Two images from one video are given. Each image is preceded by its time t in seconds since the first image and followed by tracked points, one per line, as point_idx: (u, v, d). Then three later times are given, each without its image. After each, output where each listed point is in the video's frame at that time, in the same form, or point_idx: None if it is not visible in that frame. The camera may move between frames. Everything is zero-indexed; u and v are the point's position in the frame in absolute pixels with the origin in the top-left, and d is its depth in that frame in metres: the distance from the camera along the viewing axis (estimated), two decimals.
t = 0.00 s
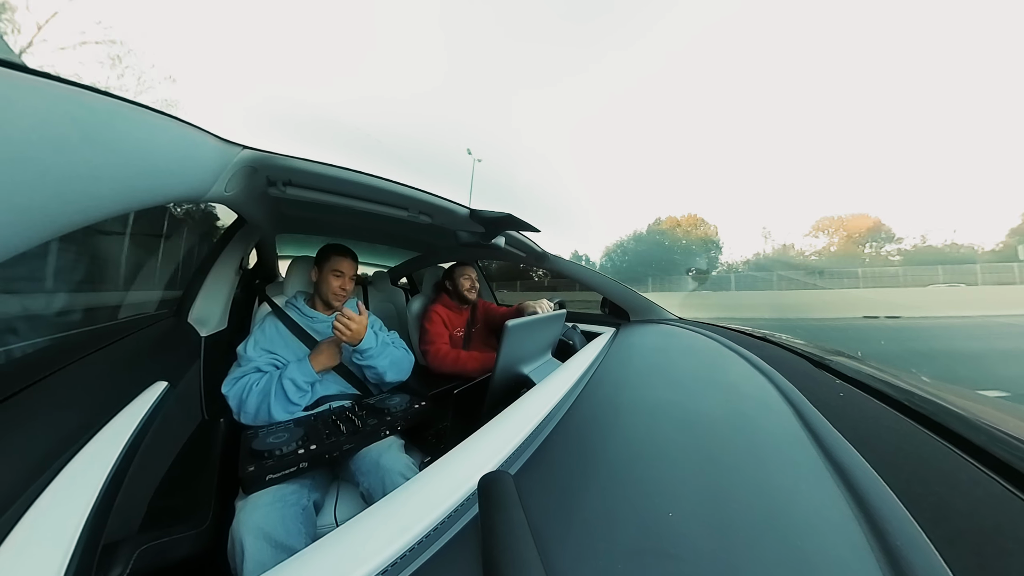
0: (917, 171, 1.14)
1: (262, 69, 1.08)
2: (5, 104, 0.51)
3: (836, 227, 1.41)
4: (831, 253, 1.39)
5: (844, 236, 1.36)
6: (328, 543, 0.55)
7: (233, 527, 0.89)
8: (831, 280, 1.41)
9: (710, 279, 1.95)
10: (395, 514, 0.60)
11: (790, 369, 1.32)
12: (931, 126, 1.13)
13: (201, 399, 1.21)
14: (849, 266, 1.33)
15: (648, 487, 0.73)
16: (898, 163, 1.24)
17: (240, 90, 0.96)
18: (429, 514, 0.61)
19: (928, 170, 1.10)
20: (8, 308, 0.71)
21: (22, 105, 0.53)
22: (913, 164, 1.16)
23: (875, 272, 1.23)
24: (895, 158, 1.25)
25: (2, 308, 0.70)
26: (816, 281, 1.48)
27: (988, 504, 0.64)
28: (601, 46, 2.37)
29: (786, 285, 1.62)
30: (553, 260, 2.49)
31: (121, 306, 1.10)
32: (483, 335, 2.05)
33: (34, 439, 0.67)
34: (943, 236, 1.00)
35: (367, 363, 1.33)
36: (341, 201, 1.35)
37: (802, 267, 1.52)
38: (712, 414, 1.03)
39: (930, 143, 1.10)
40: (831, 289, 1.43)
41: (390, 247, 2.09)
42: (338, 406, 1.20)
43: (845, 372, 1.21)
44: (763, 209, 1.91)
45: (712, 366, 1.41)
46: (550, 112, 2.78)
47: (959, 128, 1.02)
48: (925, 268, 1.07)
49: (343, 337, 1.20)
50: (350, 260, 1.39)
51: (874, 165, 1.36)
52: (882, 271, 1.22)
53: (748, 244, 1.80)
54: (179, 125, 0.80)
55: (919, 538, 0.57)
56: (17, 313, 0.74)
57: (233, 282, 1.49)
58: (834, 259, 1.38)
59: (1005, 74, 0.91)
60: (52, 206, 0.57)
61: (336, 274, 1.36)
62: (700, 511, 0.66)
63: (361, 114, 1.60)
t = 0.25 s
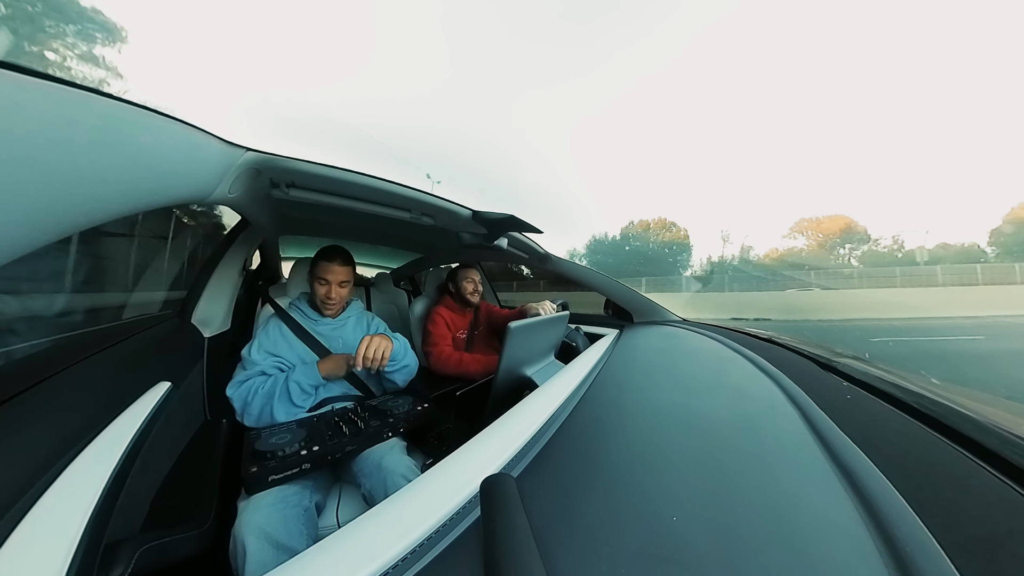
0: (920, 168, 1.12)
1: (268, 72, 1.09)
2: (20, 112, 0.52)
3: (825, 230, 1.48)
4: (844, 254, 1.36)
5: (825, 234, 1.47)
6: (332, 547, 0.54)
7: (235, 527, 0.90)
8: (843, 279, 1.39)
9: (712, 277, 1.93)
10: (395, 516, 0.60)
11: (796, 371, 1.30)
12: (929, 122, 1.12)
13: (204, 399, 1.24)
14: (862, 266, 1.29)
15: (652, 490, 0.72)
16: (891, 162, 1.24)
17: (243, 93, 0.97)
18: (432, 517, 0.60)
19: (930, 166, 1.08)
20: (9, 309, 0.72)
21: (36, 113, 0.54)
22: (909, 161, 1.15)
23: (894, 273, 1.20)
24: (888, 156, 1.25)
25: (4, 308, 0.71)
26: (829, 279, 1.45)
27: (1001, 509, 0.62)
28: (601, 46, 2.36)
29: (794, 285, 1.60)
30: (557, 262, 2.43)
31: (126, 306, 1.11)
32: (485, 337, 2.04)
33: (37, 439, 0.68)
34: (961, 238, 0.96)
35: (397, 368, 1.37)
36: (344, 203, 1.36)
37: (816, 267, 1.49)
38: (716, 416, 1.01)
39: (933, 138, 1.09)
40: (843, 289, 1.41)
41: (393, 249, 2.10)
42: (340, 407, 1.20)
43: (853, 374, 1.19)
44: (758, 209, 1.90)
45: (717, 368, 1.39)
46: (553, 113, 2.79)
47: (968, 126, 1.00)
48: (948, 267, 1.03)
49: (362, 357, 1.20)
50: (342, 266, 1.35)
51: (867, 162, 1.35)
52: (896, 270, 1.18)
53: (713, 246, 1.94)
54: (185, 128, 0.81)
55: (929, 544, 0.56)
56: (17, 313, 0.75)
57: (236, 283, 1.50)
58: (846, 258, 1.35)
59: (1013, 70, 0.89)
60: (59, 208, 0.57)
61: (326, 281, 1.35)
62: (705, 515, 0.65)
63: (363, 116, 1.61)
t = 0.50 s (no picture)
0: (910, 166, 1.11)
1: (272, 73, 1.10)
2: (28, 113, 0.53)
3: (794, 232, 1.59)
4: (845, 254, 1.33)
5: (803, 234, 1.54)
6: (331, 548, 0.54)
7: (237, 527, 0.90)
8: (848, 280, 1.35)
9: (717, 277, 1.91)
10: (395, 518, 0.60)
11: (802, 373, 1.28)
12: (916, 120, 1.11)
13: (207, 399, 1.27)
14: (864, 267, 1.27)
15: (654, 494, 0.71)
16: (881, 161, 1.23)
17: (247, 94, 0.97)
18: (432, 518, 0.60)
19: (919, 166, 1.08)
20: (19, 308, 0.74)
21: (43, 115, 0.55)
22: (903, 157, 1.13)
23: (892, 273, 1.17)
24: (878, 156, 1.25)
25: (12, 307, 0.72)
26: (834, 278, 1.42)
27: (1013, 516, 0.61)
28: (604, 47, 2.33)
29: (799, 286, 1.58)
30: (558, 262, 2.43)
31: (130, 306, 1.12)
32: (488, 338, 2.04)
33: (41, 437, 0.68)
34: (963, 238, 0.91)
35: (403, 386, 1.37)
36: (346, 203, 1.36)
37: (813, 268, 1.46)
38: (720, 419, 1.00)
39: (921, 136, 1.07)
40: (846, 290, 1.38)
41: (396, 249, 2.10)
42: (342, 408, 1.20)
43: (860, 376, 1.18)
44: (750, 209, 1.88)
45: (721, 370, 1.38)
46: (557, 114, 2.79)
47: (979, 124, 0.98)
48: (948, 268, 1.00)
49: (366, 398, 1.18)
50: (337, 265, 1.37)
51: (862, 160, 1.34)
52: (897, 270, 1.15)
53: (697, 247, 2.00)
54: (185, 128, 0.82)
55: (938, 550, 0.55)
56: (26, 312, 0.76)
57: (240, 283, 1.51)
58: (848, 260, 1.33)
59: None
60: (64, 209, 0.58)
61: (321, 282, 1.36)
62: (708, 518, 0.64)
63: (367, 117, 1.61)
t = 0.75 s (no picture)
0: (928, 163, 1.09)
1: (273, 75, 1.11)
2: (33, 114, 0.53)
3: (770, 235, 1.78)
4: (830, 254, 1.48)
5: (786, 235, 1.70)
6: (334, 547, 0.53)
7: (240, 526, 0.90)
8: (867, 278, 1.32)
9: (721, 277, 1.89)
10: (398, 517, 0.59)
11: (807, 374, 1.27)
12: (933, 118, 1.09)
13: (210, 400, 1.28)
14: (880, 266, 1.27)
15: (657, 495, 0.70)
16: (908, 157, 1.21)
17: (249, 95, 0.98)
18: (434, 518, 0.59)
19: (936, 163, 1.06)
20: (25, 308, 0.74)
21: (49, 115, 0.56)
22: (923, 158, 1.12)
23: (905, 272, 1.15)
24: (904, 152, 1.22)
25: (18, 307, 0.73)
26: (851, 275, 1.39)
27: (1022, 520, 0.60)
28: (606, 46, 2.28)
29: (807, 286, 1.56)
30: (563, 262, 2.44)
31: (134, 306, 1.13)
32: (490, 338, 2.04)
33: (46, 435, 0.69)
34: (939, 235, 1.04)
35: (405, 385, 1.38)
36: (349, 203, 1.37)
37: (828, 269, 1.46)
38: (724, 419, 0.99)
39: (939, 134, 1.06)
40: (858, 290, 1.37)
41: (398, 249, 2.11)
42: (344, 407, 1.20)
43: (865, 377, 1.16)
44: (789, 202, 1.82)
45: (724, 371, 1.37)
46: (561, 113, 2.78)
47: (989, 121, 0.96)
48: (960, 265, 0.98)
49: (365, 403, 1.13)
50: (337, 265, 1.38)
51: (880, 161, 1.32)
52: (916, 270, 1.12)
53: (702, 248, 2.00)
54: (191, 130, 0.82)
55: (946, 554, 0.54)
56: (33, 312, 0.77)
57: (243, 284, 1.53)
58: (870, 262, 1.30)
59: None
60: (70, 209, 0.58)
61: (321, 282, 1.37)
62: (712, 520, 0.63)
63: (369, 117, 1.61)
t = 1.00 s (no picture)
0: (910, 163, 1.07)
1: (274, 76, 1.11)
2: (39, 115, 0.54)
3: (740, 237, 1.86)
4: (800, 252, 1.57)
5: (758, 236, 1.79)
6: (335, 549, 0.53)
7: (243, 525, 0.90)
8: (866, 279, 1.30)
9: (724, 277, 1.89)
10: (401, 517, 0.59)
11: (813, 375, 1.26)
12: (915, 115, 1.07)
13: (213, 400, 1.29)
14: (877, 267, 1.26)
15: (660, 496, 0.70)
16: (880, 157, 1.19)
17: (251, 96, 0.98)
18: (436, 519, 0.59)
19: (915, 163, 1.06)
20: (33, 308, 0.75)
21: (54, 117, 0.56)
22: (904, 155, 1.10)
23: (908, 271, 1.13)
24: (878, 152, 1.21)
25: (25, 308, 0.74)
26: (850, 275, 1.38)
27: None
28: (612, 42, 2.24)
29: (812, 285, 1.54)
30: (566, 261, 2.43)
31: (137, 306, 1.13)
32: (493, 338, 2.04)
33: (51, 435, 0.70)
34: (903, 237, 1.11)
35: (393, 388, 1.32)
36: (351, 203, 1.37)
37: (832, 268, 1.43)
38: (728, 420, 0.98)
39: (920, 129, 1.04)
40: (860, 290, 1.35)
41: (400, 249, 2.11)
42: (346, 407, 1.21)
43: (872, 378, 1.15)
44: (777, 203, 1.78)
45: (728, 371, 1.35)
46: (564, 112, 2.77)
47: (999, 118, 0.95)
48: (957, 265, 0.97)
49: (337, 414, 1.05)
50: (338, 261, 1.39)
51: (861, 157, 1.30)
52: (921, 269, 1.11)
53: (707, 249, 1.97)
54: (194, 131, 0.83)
55: (954, 557, 0.53)
56: (40, 313, 0.78)
57: (245, 284, 1.54)
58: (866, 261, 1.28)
59: None
60: (74, 211, 0.58)
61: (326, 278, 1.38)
62: (716, 521, 0.63)
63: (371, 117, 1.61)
